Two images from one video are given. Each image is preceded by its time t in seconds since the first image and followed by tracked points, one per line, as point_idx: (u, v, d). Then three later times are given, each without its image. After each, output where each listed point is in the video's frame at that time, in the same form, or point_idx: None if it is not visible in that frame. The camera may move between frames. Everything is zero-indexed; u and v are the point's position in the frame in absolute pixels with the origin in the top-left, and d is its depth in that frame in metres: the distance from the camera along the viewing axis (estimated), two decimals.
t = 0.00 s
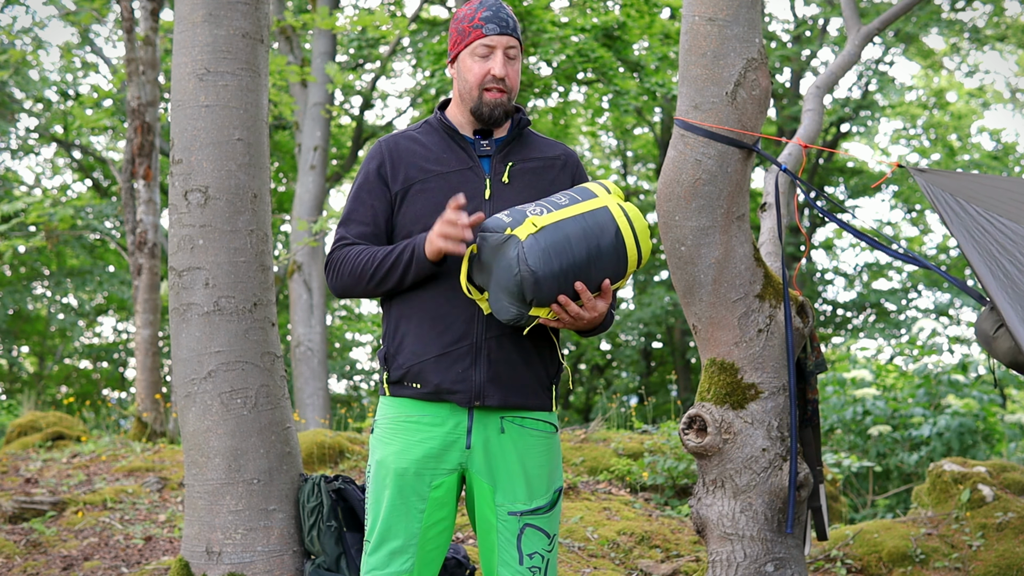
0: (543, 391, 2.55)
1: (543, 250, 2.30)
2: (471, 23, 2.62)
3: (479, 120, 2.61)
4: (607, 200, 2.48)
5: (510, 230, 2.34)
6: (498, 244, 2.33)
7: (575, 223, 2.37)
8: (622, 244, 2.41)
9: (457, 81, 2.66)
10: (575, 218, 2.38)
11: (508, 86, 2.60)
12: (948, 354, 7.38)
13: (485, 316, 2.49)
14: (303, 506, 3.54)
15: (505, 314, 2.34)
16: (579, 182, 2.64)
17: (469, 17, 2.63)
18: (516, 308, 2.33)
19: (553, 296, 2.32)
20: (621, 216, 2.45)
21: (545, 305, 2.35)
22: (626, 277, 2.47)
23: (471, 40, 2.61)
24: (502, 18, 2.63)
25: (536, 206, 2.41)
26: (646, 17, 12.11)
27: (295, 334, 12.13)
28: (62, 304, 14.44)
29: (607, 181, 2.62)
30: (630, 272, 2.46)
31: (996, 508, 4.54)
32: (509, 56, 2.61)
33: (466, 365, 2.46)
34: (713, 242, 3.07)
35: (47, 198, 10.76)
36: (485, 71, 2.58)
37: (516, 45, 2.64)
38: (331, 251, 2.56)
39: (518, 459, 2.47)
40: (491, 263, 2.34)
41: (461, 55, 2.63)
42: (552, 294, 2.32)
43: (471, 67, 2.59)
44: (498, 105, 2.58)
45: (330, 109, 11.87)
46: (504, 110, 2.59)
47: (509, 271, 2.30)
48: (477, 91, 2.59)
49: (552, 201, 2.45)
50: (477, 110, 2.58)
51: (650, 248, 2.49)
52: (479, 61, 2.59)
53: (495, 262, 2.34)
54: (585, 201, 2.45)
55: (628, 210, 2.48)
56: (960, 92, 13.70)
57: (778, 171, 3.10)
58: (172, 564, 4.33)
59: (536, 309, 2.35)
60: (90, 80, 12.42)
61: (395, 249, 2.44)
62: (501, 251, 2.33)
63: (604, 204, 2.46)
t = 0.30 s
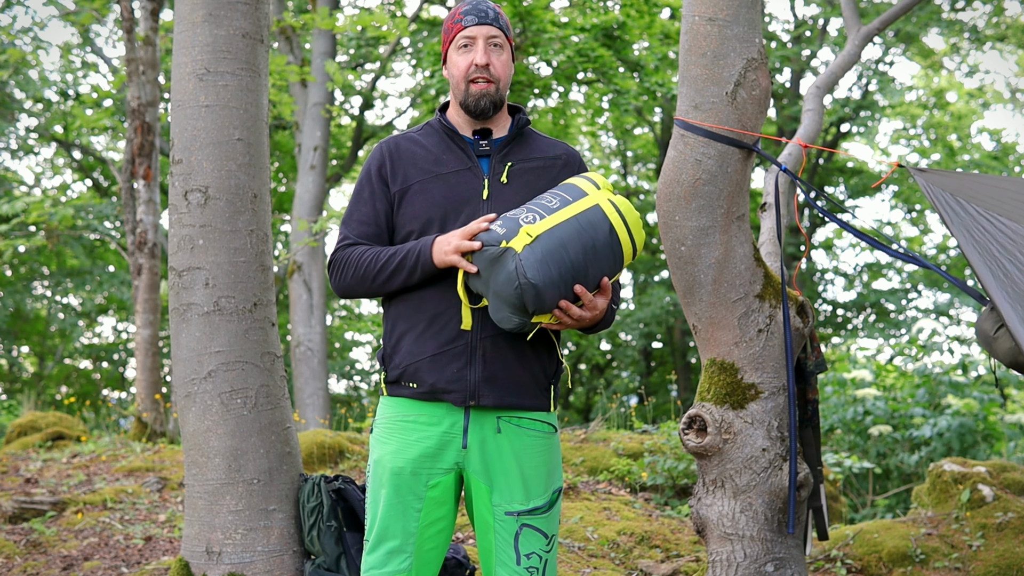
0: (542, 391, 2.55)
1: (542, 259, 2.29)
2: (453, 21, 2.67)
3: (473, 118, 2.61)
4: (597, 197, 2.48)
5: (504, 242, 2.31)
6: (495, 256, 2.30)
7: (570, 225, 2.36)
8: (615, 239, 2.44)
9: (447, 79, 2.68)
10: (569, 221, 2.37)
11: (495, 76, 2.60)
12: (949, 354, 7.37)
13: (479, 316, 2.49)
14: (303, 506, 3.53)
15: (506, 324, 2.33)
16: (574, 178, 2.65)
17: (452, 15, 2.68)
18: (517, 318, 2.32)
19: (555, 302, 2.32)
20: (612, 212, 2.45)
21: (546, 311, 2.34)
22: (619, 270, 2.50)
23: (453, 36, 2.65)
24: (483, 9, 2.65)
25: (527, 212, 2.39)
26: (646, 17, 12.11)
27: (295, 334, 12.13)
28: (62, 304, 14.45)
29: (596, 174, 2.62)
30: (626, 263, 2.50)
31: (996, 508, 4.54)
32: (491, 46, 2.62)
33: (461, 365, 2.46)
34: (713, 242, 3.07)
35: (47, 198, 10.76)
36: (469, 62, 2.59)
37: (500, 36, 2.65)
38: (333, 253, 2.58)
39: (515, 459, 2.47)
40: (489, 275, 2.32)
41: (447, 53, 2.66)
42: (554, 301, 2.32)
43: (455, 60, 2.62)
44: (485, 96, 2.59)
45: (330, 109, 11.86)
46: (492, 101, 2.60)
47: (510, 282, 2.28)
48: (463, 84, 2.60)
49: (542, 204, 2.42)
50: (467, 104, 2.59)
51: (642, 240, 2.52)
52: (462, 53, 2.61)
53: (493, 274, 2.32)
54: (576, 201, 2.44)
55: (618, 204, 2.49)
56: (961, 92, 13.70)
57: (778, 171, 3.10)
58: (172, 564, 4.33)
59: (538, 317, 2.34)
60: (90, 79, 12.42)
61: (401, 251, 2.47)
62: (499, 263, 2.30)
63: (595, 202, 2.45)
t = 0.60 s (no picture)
0: (543, 391, 2.54)
1: (548, 272, 2.29)
2: (449, 21, 2.67)
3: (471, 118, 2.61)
4: (599, 202, 2.47)
5: (510, 252, 2.29)
6: (501, 268, 2.30)
7: (574, 234, 2.36)
8: (617, 246, 2.44)
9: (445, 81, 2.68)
10: (574, 229, 2.36)
11: (492, 75, 2.59)
12: (949, 354, 7.37)
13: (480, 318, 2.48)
14: (303, 507, 3.53)
15: (510, 330, 2.36)
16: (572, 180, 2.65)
17: (448, 17, 2.69)
18: (521, 325, 2.35)
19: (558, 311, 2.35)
20: (614, 218, 2.45)
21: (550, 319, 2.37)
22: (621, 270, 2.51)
23: (450, 36, 2.66)
24: (479, 10, 2.65)
25: (532, 219, 2.36)
26: (646, 17, 12.12)
27: (295, 334, 12.13)
28: (62, 304, 14.45)
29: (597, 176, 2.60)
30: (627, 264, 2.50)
31: (996, 508, 4.54)
32: (488, 46, 2.62)
33: (461, 366, 2.47)
34: (713, 242, 3.07)
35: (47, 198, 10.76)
36: (465, 63, 2.59)
37: (496, 35, 2.65)
38: (331, 256, 2.59)
39: (517, 459, 2.47)
40: (493, 287, 2.34)
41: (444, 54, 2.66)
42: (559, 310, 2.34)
43: (452, 62, 2.62)
44: (482, 97, 2.58)
45: (330, 109, 11.86)
46: (489, 101, 2.59)
47: (515, 293, 2.29)
48: (460, 84, 2.59)
49: (546, 212, 2.40)
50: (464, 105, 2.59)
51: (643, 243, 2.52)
52: (458, 54, 2.61)
53: (497, 286, 2.33)
54: (578, 208, 2.42)
55: (619, 208, 2.48)
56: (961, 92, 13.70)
57: (778, 171, 3.10)
58: (172, 564, 4.33)
59: (541, 324, 2.37)
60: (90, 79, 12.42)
61: (398, 270, 2.48)
62: (504, 274, 2.30)
63: (597, 209, 2.44)
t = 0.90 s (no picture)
0: (545, 390, 2.54)
1: (551, 269, 2.29)
2: (440, 24, 2.68)
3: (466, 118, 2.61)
4: (593, 195, 2.48)
5: (510, 254, 2.29)
6: (503, 270, 2.29)
7: (571, 228, 2.36)
8: (614, 235, 2.46)
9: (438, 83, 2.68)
10: (571, 223, 2.37)
11: (485, 76, 2.60)
12: (949, 354, 7.37)
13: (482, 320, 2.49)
14: (302, 506, 3.53)
15: (518, 331, 2.35)
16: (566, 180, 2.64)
17: (439, 19, 2.69)
18: (528, 326, 2.35)
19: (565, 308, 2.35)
20: (609, 209, 2.46)
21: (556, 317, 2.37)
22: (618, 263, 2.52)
23: (441, 38, 2.66)
24: (469, 11, 2.65)
25: (528, 219, 2.35)
26: (646, 17, 12.12)
27: (295, 334, 12.12)
28: (62, 304, 14.45)
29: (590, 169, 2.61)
30: (626, 254, 2.52)
31: (996, 508, 4.54)
32: (479, 46, 2.62)
33: (463, 368, 2.47)
34: (713, 242, 3.07)
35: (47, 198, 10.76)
36: (457, 64, 2.59)
37: (488, 35, 2.65)
38: (331, 261, 2.59)
39: (519, 459, 2.47)
40: (497, 288, 2.33)
41: (436, 57, 2.67)
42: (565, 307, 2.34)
43: (445, 64, 2.62)
44: (476, 98, 2.58)
45: (330, 109, 11.86)
46: (483, 101, 2.59)
47: (520, 293, 2.28)
48: (454, 86, 2.60)
49: (540, 209, 2.39)
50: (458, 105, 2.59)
51: (639, 231, 2.54)
52: (450, 56, 2.62)
53: (501, 288, 2.32)
54: (572, 202, 2.43)
55: (612, 199, 2.49)
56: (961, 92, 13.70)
57: (778, 172, 3.10)
58: (172, 564, 4.33)
59: (547, 323, 2.37)
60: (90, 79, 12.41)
61: (399, 274, 2.48)
62: (507, 275, 2.29)
63: (591, 201, 2.45)
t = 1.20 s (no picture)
0: (545, 390, 2.54)
1: (552, 287, 2.29)
2: (438, 26, 2.67)
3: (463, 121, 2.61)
4: (597, 210, 2.47)
5: (513, 269, 2.29)
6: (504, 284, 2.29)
7: (574, 245, 2.36)
8: (617, 252, 2.46)
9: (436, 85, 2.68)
10: (575, 240, 2.37)
11: (483, 79, 2.59)
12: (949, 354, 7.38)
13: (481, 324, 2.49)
14: (302, 507, 3.53)
15: (516, 343, 2.36)
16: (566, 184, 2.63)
17: (437, 21, 2.68)
18: (525, 338, 2.36)
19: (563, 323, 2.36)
20: (613, 225, 2.46)
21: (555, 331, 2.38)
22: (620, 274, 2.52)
23: (440, 41, 2.65)
24: (467, 13, 2.65)
25: (532, 233, 2.35)
26: (646, 16, 12.11)
27: (295, 334, 12.12)
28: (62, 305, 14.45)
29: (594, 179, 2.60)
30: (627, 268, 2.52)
31: (996, 508, 4.54)
32: (477, 49, 2.62)
33: (463, 371, 2.47)
34: (713, 242, 3.07)
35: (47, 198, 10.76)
36: (455, 68, 2.59)
37: (485, 38, 2.65)
38: (330, 265, 2.59)
39: (520, 459, 2.47)
40: (496, 301, 2.34)
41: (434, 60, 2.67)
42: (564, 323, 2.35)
43: (443, 67, 2.62)
44: (474, 101, 2.58)
45: (330, 109, 11.86)
46: (481, 105, 2.59)
47: (519, 309, 2.29)
48: (451, 89, 2.59)
49: (545, 222, 2.39)
50: (456, 109, 2.58)
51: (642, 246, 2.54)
52: (448, 59, 2.61)
53: (500, 300, 2.32)
54: (577, 217, 2.42)
55: (617, 214, 2.49)
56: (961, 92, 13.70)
57: (778, 171, 3.10)
58: (172, 564, 4.33)
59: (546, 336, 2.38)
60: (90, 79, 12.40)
61: (399, 278, 2.49)
62: (508, 290, 2.29)
63: (596, 216, 2.45)
